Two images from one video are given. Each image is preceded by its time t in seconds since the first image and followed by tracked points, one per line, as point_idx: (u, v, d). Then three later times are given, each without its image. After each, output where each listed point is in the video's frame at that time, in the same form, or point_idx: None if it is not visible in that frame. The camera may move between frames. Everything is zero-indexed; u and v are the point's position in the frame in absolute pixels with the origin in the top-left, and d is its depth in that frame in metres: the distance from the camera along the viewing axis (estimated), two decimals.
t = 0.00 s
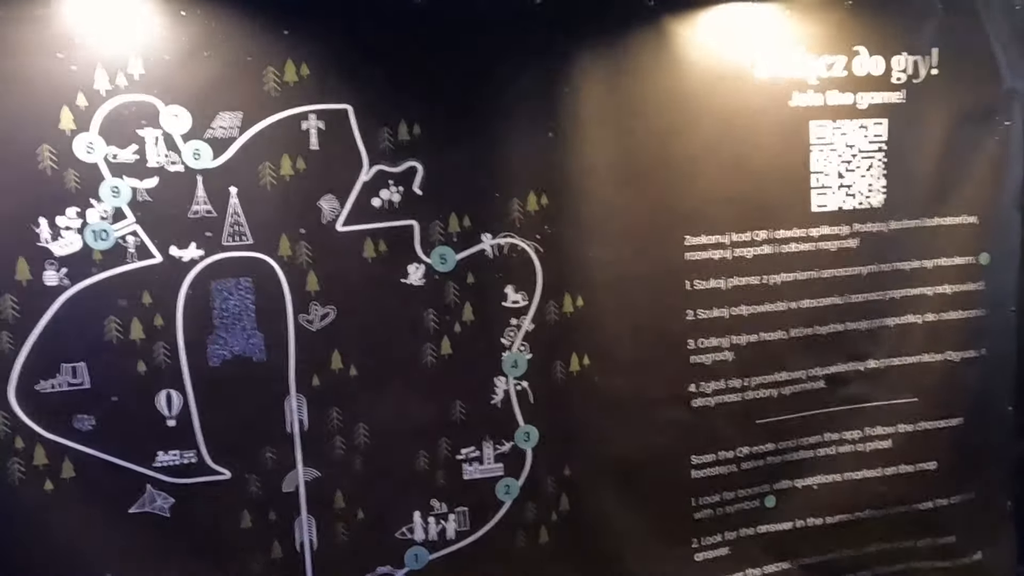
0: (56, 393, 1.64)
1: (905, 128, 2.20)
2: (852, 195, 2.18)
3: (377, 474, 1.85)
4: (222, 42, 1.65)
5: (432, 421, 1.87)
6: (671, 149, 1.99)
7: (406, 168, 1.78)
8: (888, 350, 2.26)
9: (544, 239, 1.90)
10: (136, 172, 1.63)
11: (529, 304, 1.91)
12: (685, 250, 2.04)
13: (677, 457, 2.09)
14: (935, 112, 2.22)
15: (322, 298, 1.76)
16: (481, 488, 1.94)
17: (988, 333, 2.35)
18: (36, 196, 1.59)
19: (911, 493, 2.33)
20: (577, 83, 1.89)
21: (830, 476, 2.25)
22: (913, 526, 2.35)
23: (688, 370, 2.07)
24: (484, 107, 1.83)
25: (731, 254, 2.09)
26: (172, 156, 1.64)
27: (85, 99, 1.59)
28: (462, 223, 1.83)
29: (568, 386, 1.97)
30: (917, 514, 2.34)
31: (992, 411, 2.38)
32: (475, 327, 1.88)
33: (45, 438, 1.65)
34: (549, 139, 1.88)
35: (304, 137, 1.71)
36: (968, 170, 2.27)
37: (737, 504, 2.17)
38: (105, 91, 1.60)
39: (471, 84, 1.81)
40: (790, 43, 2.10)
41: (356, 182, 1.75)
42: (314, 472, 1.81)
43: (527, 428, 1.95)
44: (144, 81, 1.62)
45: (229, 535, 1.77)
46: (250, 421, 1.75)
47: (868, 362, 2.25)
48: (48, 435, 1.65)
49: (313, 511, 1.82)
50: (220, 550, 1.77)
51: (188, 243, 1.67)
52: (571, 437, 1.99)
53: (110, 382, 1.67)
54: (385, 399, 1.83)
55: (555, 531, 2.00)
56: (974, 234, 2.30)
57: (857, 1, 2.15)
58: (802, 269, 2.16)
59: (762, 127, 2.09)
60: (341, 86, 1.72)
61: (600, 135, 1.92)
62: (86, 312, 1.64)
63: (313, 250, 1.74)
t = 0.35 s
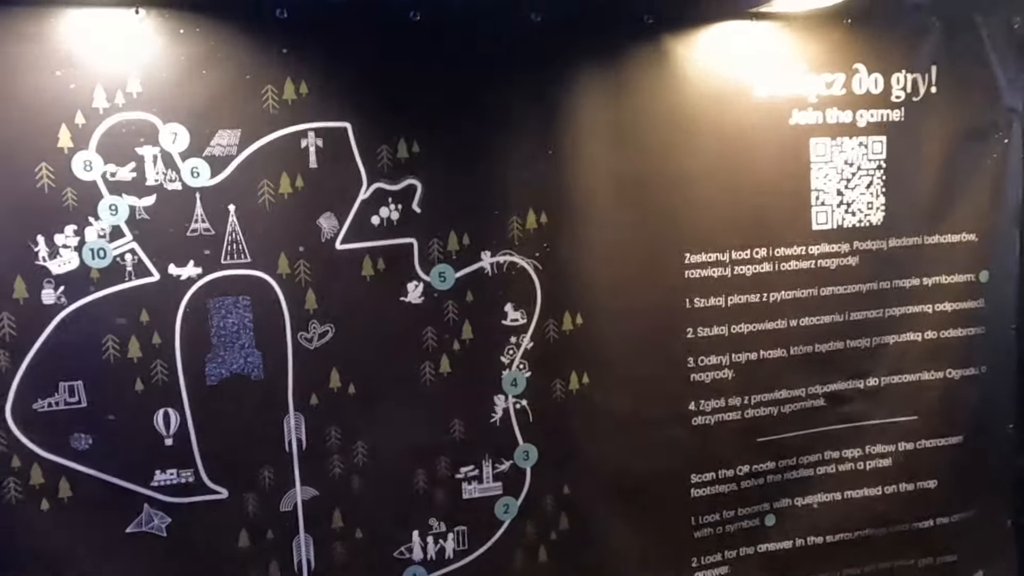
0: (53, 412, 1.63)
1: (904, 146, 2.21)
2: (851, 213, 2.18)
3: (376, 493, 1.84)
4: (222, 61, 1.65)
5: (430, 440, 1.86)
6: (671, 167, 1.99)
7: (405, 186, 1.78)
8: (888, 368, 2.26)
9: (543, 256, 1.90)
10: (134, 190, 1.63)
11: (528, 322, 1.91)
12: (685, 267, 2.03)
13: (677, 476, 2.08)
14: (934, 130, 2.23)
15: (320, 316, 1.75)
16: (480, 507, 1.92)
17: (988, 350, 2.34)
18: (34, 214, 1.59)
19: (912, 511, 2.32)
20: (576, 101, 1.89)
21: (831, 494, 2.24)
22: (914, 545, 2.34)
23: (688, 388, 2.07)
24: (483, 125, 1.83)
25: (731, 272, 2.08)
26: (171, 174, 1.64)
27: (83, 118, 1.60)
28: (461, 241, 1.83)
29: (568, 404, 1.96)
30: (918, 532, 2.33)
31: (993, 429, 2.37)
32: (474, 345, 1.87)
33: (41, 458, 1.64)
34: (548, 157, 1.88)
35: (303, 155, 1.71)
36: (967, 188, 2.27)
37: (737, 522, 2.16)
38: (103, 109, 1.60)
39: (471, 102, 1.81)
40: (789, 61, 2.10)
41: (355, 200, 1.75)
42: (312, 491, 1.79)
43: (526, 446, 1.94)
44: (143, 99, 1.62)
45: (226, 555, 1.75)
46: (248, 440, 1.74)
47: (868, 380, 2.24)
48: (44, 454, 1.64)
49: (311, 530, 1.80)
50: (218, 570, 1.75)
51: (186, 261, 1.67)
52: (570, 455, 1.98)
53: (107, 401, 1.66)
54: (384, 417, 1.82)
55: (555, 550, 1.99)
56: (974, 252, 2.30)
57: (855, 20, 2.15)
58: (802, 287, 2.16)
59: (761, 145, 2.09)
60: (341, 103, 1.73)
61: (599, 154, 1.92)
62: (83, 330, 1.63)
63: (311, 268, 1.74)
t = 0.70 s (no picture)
0: (32, 429, 1.61)
1: (888, 161, 2.22)
2: (835, 228, 2.19)
3: (360, 508, 1.83)
4: (207, 75, 1.65)
5: (415, 455, 1.85)
6: (657, 181, 2.00)
7: (391, 202, 1.77)
8: (872, 381, 2.27)
9: (529, 271, 1.90)
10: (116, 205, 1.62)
11: (514, 337, 1.90)
12: (670, 282, 2.04)
13: (662, 490, 2.08)
14: (917, 146, 2.25)
15: (304, 331, 1.74)
16: (465, 522, 1.91)
17: (971, 364, 2.36)
18: (14, 229, 1.57)
19: (895, 524, 2.33)
20: (563, 117, 1.90)
21: (815, 507, 2.25)
22: (897, 557, 2.35)
23: (673, 403, 2.07)
24: (470, 140, 1.83)
25: (716, 286, 2.09)
26: (154, 189, 1.63)
27: (66, 133, 1.58)
28: (447, 256, 1.83)
29: (553, 419, 1.96)
30: (901, 545, 2.34)
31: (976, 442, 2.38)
32: (459, 359, 1.86)
33: (20, 475, 1.62)
34: (534, 172, 1.88)
35: (288, 169, 1.70)
36: (950, 203, 2.29)
37: (721, 536, 2.16)
38: (86, 124, 1.59)
39: (458, 117, 1.82)
40: (775, 77, 2.11)
41: (341, 214, 1.74)
42: (295, 507, 1.78)
43: (511, 461, 1.93)
44: (126, 114, 1.61)
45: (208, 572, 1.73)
46: (230, 456, 1.72)
47: (852, 393, 2.25)
48: (24, 472, 1.62)
49: (294, 546, 1.79)
50: None
51: (169, 276, 1.66)
52: (556, 469, 1.97)
53: (87, 418, 1.64)
54: (368, 432, 1.81)
55: (540, 565, 1.98)
56: (956, 266, 2.31)
57: (840, 37, 2.17)
58: (786, 301, 2.17)
59: (747, 161, 2.10)
60: (327, 118, 1.72)
61: (586, 168, 1.93)
62: (64, 346, 1.62)
63: (296, 283, 1.73)
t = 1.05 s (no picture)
0: None
1: (858, 174, 2.25)
2: (807, 240, 2.21)
3: (330, 521, 1.81)
4: (175, 86, 1.64)
5: (385, 467, 1.84)
6: (629, 193, 2.01)
7: (361, 213, 1.77)
8: (843, 392, 2.29)
9: (501, 283, 1.90)
10: (82, 216, 1.60)
11: (486, 348, 1.90)
12: (643, 293, 2.04)
13: (634, 502, 2.08)
14: (887, 158, 2.27)
15: (273, 343, 1.73)
16: (436, 535, 1.90)
17: (940, 374, 2.39)
18: None
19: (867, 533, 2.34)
20: (535, 129, 1.90)
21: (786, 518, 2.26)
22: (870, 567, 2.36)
23: (646, 414, 2.07)
24: (442, 151, 1.83)
25: (689, 297, 2.10)
26: (120, 200, 1.62)
27: (30, 143, 1.57)
28: (418, 268, 1.82)
29: (525, 431, 1.95)
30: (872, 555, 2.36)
31: (948, 453, 2.39)
32: (430, 371, 1.86)
33: None
34: (506, 184, 1.88)
35: (257, 181, 1.69)
36: (919, 215, 2.32)
37: (694, 547, 2.16)
38: (50, 135, 1.58)
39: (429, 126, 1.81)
40: (748, 89, 2.13)
41: (311, 226, 1.73)
42: (263, 521, 1.76)
43: (483, 473, 1.92)
44: (92, 125, 1.60)
45: None
46: (197, 470, 1.70)
47: (824, 404, 2.27)
48: None
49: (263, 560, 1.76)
50: None
51: (135, 288, 1.64)
52: (527, 481, 1.97)
53: (51, 431, 1.62)
54: (338, 444, 1.80)
55: None
56: (926, 277, 2.34)
57: (811, 50, 2.19)
58: (758, 312, 2.18)
59: (719, 173, 2.11)
60: (298, 129, 1.72)
61: (558, 180, 1.93)
62: (27, 359, 1.60)
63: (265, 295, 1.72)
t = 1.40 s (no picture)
0: None
1: (828, 182, 2.26)
2: (777, 247, 2.22)
3: (297, 532, 1.78)
4: (138, 93, 1.62)
5: (353, 477, 1.82)
6: (600, 202, 2.01)
7: (329, 221, 1.76)
8: (814, 399, 2.29)
9: (471, 291, 1.89)
10: (41, 224, 1.58)
11: (456, 357, 1.89)
12: (614, 301, 2.04)
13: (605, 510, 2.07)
14: (856, 167, 2.29)
15: (239, 352, 1.71)
16: (406, 545, 1.88)
17: (911, 381, 2.40)
18: None
19: (840, 538, 2.35)
20: (504, 137, 1.90)
21: (758, 523, 2.26)
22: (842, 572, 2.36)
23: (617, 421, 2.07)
24: (410, 159, 1.82)
25: (660, 305, 2.10)
26: (81, 208, 1.60)
27: None
28: (387, 276, 1.81)
29: (496, 439, 1.94)
30: (844, 560, 2.36)
31: (917, 458, 2.42)
32: (399, 380, 1.85)
33: None
34: (476, 192, 1.88)
35: (221, 188, 1.68)
36: (889, 223, 2.33)
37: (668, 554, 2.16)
38: (8, 141, 1.56)
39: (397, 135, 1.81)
40: (717, 98, 2.14)
41: (277, 234, 1.72)
42: (229, 532, 1.73)
43: (453, 482, 1.90)
44: (51, 131, 1.58)
45: None
46: (161, 481, 1.68)
47: (795, 410, 2.28)
48: None
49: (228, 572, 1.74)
50: None
51: (96, 297, 1.62)
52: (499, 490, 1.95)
53: (9, 443, 1.59)
54: (305, 454, 1.78)
55: None
56: (896, 285, 2.36)
57: (780, 60, 2.21)
58: (729, 320, 2.19)
59: (690, 181, 2.12)
60: (264, 137, 1.71)
61: (529, 188, 1.93)
62: None
63: (230, 304, 1.70)
